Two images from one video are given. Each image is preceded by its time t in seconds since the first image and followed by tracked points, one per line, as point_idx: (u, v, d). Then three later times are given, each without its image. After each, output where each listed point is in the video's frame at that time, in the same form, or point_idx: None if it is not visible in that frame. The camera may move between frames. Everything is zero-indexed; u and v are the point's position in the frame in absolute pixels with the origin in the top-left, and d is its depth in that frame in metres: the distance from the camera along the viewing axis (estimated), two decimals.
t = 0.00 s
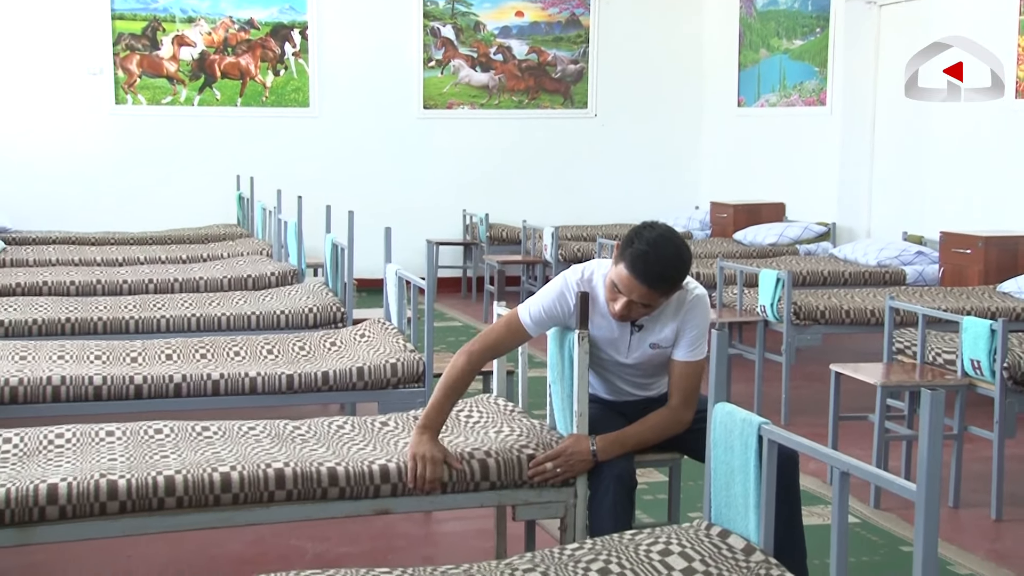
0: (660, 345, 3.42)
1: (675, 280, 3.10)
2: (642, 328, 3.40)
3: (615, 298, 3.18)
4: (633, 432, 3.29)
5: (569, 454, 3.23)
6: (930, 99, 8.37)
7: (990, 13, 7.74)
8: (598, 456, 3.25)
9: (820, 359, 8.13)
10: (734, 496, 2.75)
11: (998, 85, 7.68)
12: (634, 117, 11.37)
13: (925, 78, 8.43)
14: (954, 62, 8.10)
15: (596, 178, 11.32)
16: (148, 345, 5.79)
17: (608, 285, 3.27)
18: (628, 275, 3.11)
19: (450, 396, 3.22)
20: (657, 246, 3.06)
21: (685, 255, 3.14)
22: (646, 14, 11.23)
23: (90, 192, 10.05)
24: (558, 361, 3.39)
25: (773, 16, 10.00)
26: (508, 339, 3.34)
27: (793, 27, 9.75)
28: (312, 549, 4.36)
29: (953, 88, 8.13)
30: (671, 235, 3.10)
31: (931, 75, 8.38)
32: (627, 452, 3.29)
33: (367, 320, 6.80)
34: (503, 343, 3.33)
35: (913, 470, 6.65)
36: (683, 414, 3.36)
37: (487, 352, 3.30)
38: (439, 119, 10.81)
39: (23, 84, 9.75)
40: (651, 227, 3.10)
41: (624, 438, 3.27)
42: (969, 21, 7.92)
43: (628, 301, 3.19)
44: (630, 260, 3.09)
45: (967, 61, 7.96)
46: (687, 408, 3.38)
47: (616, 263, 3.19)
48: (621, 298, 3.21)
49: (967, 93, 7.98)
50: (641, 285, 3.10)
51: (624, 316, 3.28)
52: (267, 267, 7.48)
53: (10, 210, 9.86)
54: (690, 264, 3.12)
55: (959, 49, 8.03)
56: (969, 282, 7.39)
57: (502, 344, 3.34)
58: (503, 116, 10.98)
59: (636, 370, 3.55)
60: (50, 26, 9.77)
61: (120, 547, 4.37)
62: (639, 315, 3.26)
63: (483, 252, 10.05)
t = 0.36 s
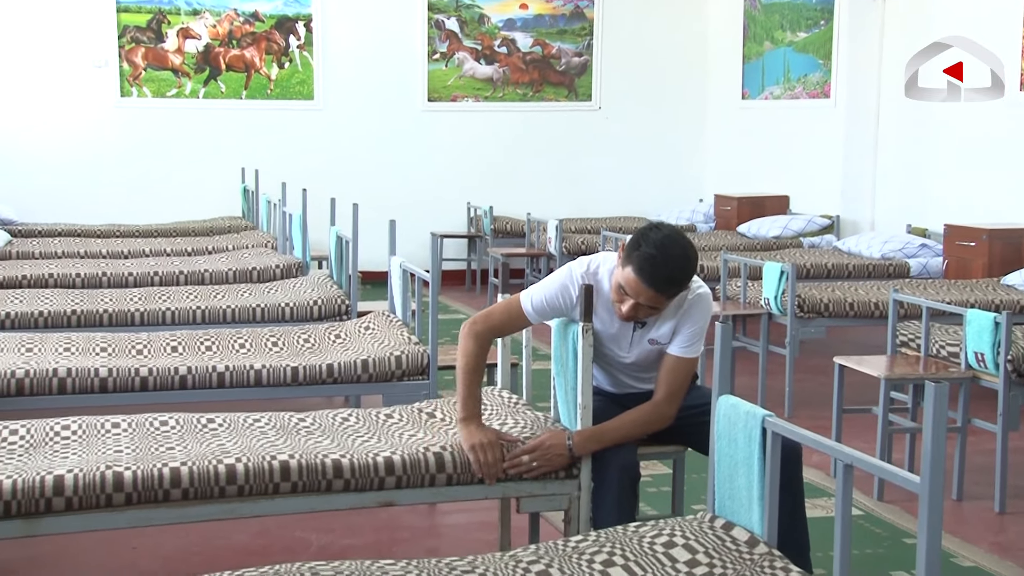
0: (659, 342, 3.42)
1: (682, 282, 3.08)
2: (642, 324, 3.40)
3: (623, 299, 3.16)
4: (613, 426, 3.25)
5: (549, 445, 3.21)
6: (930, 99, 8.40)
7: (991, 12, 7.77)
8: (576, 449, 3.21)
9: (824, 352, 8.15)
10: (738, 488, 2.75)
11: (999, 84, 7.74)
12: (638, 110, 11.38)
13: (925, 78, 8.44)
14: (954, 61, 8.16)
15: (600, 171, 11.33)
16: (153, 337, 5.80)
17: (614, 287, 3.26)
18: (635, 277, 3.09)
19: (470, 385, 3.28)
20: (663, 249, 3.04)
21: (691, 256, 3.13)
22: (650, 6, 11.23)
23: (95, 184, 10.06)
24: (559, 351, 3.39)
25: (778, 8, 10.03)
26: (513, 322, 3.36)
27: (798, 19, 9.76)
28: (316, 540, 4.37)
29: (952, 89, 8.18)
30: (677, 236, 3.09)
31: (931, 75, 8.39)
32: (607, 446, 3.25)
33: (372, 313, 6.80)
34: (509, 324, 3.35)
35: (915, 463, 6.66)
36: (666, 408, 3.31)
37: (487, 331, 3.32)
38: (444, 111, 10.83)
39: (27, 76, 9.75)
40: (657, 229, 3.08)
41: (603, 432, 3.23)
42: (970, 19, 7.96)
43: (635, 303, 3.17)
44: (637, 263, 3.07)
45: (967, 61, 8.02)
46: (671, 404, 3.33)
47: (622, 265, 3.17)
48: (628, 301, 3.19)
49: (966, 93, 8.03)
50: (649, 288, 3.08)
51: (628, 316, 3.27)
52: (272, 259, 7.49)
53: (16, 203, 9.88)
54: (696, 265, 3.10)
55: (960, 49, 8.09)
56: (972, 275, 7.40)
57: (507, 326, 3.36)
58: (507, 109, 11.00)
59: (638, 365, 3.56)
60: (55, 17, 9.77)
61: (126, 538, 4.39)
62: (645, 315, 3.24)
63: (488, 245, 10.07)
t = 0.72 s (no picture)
0: (665, 337, 3.42)
1: (689, 277, 3.09)
2: (647, 320, 3.41)
3: (629, 293, 3.16)
4: (618, 421, 3.24)
5: (555, 442, 3.22)
6: (931, 99, 8.42)
7: (991, 12, 7.77)
8: (582, 446, 3.21)
9: (827, 348, 8.14)
10: (740, 484, 2.75)
11: (999, 84, 7.75)
12: (642, 105, 11.39)
13: (925, 78, 8.47)
14: (954, 62, 8.17)
15: (603, 167, 11.34)
16: (156, 333, 5.81)
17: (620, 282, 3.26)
18: (642, 271, 3.09)
19: (449, 382, 3.24)
20: (672, 244, 3.05)
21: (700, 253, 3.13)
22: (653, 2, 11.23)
23: (99, 180, 10.08)
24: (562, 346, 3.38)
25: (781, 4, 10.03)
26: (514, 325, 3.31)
27: (801, 14, 9.76)
28: (319, 536, 4.38)
29: (952, 89, 8.20)
30: (686, 232, 3.10)
31: (931, 75, 8.42)
32: (610, 443, 3.24)
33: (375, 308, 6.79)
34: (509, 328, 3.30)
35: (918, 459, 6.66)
36: (672, 404, 3.29)
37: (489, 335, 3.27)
38: (447, 107, 10.83)
39: (31, 72, 9.76)
40: (667, 223, 3.09)
41: (608, 429, 3.22)
42: (970, 20, 7.98)
43: (642, 298, 3.17)
44: (645, 257, 3.07)
45: (967, 60, 8.03)
46: (677, 399, 3.31)
47: (630, 260, 3.17)
48: (635, 295, 3.19)
49: (967, 93, 8.05)
50: (656, 283, 3.08)
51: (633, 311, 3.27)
52: (275, 255, 7.48)
53: (19, 199, 9.89)
54: (704, 262, 3.10)
55: (960, 49, 8.10)
56: (976, 270, 7.39)
57: (508, 328, 3.31)
58: (510, 104, 11.01)
59: (642, 362, 3.55)
60: (58, 14, 9.77)
61: (129, 532, 4.39)
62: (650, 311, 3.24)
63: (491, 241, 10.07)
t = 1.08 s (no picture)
0: (667, 333, 3.41)
1: (692, 268, 3.08)
2: (649, 315, 3.39)
3: (631, 285, 3.15)
4: (619, 417, 3.24)
5: (556, 437, 3.23)
6: (931, 98, 8.42)
7: (991, 11, 7.77)
8: (582, 441, 3.22)
9: (828, 344, 8.14)
10: (741, 480, 2.75)
11: (998, 84, 7.75)
12: (643, 101, 11.39)
13: (925, 78, 8.48)
14: (954, 61, 8.17)
15: (603, 163, 11.34)
16: (156, 329, 5.81)
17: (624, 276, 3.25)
18: (645, 263, 3.08)
19: (450, 377, 3.22)
20: (674, 235, 3.04)
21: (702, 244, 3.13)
22: None
23: (99, 176, 10.07)
24: (563, 341, 3.37)
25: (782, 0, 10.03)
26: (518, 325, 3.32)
27: (802, 10, 9.76)
28: (320, 532, 4.38)
29: (952, 88, 8.20)
30: (688, 224, 3.09)
31: (931, 75, 8.43)
32: (611, 439, 3.24)
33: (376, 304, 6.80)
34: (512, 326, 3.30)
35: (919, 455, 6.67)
36: (673, 399, 3.29)
37: (490, 335, 3.26)
38: (447, 104, 10.83)
39: (33, 68, 9.75)
40: (669, 215, 3.09)
41: (609, 424, 3.22)
42: (970, 19, 7.98)
43: (644, 291, 3.16)
44: (648, 249, 3.07)
45: (967, 60, 8.03)
46: (679, 394, 3.31)
47: (632, 252, 3.16)
48: (637, 288, 3.18)
49: (967, 93, 8.06)
50: (659, 275, 3.07)
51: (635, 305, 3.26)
52: (276, 251, 7.48)
53: (19, 194, 9.88)
54: (707, 253, 3.10)
55: (960, 49, 8.10)
56: (977, 267, 7.39)
57: (509, 327, 3.31)
58: (510, 101, 11.01)
59: (644, 357, 3.55)
60: (58, 9, 9.76)
61: (130, 528, 4.39)
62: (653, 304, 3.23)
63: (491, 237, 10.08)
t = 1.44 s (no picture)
0: (668, 326, 3.41)
1: (688, 254, 3.08)
2: (650, 308, 3.40)
3: (627, 272, 3.15)
4: (622, 416, 3.26)
5: (563, 437, 3.21)
6: (931, 98, 8.42)
7: (992, 11, 7.77)
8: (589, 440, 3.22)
9: (828, 342, 8.14)
10: (741, 478, 2.75)
11: (999, 84, 7.75)
12: (643, 99, 11.39)
13: (926, 78, 8.48)
14: (954, 60, 8.16)
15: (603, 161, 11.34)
16: (156, 327, 5.81)
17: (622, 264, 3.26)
18: (640, 250, 3.09)
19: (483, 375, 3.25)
20: (670, 221, 3.04)
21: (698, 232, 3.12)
22: None
23: (100, 174, 10.07)
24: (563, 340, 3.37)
25: None
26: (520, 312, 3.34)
27: (803, 8, 9.76)
28: (320, 530, 4.38)
29: (952, 88, 8.20)
30: (684, 212, 3.09)
31: (931, 75, 8.42)
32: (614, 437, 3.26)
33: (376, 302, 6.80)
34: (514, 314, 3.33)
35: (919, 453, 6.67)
36: (676, 396, 3.30)
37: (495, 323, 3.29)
38: (448, 102, 10.83)
39: (32, 66, 9.74)
40: (665, 203, 3.09)
41: (612, 425, 3.23)
42: (971, 18, 7.97)
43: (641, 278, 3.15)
44: (643, 235, 3.07)
45: (968, 60, 8.03)
46: (682, 389, 3.32)
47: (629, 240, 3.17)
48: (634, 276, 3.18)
49: (967, 93, 8.05)
50: (654, 262, 3.07)
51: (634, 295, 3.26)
52: (276, 249, 7.48)
53: (19, 192, 9.87)
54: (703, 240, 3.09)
55: (960, 48, 8.09)
56: (977, 265, 7.38)
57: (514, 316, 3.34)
58: (510, 99, 11.00)
59: (645, 352, 3.55)
60: (58, 8, 9.75)
61: (130, 525, 4.40)
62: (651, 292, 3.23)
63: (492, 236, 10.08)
